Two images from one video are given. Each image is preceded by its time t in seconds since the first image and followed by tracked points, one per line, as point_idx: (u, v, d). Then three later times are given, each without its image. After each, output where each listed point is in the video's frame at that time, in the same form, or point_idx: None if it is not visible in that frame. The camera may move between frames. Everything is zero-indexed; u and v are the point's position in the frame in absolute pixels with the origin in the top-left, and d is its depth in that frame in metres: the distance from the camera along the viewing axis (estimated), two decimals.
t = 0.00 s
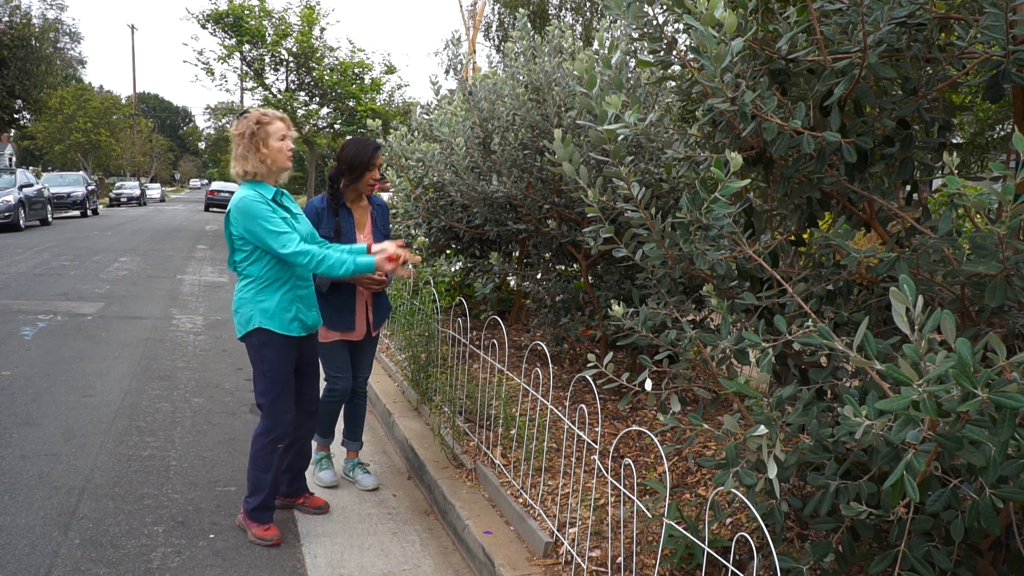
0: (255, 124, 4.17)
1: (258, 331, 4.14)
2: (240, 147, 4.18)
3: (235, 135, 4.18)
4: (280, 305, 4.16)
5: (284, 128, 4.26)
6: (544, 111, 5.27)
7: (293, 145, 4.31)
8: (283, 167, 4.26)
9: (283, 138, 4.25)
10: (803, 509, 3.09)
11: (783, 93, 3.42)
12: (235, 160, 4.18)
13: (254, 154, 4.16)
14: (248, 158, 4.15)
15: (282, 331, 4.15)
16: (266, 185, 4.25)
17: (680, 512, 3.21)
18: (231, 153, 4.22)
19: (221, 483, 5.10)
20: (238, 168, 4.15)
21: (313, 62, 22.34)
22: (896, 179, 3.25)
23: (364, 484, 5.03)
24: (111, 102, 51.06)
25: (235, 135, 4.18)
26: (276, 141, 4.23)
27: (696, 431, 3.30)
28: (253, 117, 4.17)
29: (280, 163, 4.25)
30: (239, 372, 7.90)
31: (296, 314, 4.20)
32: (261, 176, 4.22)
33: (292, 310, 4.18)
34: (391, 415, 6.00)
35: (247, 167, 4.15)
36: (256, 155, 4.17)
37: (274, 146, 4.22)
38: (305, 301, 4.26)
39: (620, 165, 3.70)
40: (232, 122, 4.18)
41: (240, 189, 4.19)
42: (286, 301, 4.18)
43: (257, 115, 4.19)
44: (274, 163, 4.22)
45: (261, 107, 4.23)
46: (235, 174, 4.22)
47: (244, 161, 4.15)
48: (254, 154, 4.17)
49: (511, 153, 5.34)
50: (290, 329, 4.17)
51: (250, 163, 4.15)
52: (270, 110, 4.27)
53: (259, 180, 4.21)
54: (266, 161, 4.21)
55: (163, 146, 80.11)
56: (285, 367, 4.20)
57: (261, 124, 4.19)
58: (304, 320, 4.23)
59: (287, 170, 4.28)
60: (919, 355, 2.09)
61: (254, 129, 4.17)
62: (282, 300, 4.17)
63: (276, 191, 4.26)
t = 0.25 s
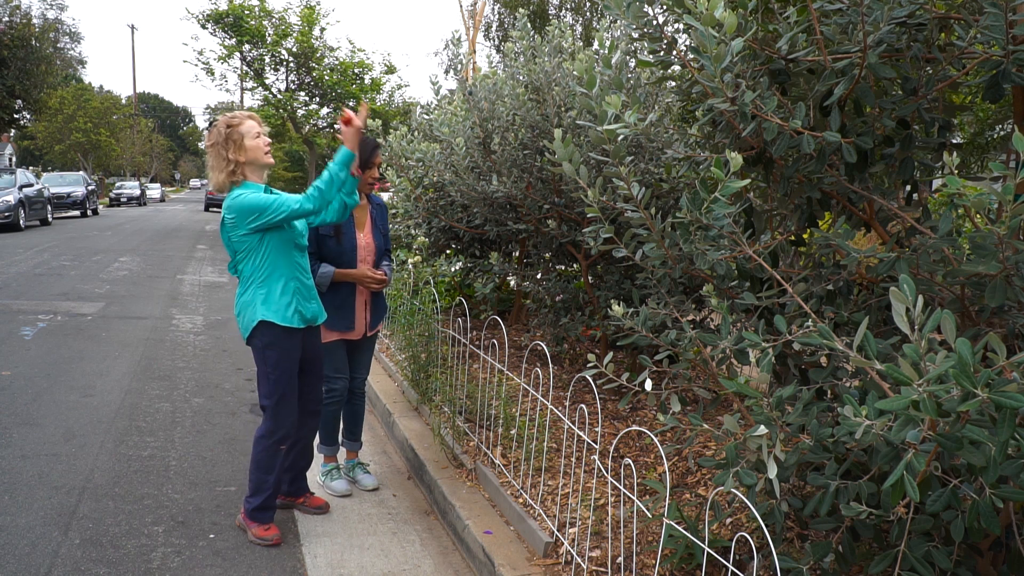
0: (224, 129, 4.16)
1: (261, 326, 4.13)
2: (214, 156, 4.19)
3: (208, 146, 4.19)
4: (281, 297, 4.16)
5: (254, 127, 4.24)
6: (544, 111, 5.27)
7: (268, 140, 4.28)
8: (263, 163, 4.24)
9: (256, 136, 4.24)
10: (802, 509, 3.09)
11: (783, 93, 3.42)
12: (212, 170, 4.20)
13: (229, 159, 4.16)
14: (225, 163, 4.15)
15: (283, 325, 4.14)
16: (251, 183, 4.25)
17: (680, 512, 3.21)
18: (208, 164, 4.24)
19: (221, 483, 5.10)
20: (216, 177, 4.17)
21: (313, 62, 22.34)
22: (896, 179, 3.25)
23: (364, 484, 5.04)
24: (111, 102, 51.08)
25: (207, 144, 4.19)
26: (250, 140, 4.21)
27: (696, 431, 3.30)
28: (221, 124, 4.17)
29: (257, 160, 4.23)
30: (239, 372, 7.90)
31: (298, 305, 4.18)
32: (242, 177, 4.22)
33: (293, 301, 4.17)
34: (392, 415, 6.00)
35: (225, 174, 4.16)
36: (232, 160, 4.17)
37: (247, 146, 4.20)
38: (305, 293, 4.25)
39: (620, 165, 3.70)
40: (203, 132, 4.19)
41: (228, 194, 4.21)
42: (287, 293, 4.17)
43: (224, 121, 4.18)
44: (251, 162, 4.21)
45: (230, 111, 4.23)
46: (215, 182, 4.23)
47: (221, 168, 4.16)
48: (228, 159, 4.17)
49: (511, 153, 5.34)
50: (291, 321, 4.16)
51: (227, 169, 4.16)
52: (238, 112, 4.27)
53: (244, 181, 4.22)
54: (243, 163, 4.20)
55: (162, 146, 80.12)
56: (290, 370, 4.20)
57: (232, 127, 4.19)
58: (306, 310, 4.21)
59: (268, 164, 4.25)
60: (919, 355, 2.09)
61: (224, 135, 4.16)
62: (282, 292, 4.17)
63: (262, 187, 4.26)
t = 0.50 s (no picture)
0: (210, 132, 4.17)
1: (257, 327, 4.13)
2: (201, 160, 4.19)
3: (194, 150, 4.19)
4: (277, 296, 4.16)
5: (240, 127, 4.24)
6: (544, 111, 5.27)
7: (254, 139, 4.28)
8: (251, 162, 4.24)
9: (242, 137, 4.23)
10: (802, 509, 3.09)
11: (783, 93, 3.42)
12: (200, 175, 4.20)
13: (217, 162, 4.16)
14: (212, 167, 4.16)
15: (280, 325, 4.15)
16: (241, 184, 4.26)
17: (680, 512, 3.21)
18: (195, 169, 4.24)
19: (221, 483, 5.10)
20: (205, 181, 4.17)
21: (313, 62, 22.34)
22: (896, 179, 3.26)
23: (364, 485, 5.04)
24: (111, 102, 51.09)
25: (194, 149, 4.19)
26: (236, 141, 4.21)
27: (696, 431, 3.30)
28: (206, 126, 4.17)
29: (243, 160, 4.23)
30: (239, 372, 7.90)
31: (293, 304, 4.19)
32: (231, 179, 4.23)
33: (289, 300, 4.18)
34: (391, 415, 6.00)
35: (213, 178, 4.17)
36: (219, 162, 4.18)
37: (234, 147, 4.20)
38: (301, 292, 4.26)
39: (620, 165, 3.70)
40: (188, 137, 4.19)
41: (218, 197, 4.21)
42: (282, 292, 4.18)
43: (209, 123, 4.18)
44: (239, 163, 4.22)
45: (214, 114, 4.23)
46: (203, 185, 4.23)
47: (209, 171, 4.16)
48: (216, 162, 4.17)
49: (511, 153, 5.34)
50: (288, 320, 4.17)
51: (215, 171, 4.16)
52: (222, 113, 4.27)
53: (233, 182, 4.23)
54: (231, 164, 4.20)
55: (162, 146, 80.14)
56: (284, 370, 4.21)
57: (217, 130, 4.18)
58: (302, 308, 4.23)
59: (256, 163, 4.26)
60: (919, 355, 2.09)
61: (210, 137, 4.16)
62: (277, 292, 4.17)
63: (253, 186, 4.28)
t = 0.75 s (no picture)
0: (211, 126, 4.17)
1: (248, 333, 4.13)
2: (199, 153, 4.20)
3: (195, 141, 4.21)
4: (268, 304, 4.17)
5: (243, 126, 4.23)
6: (544, 111, 5.27)
7: (255, 141, 4.26)
8: (247, 163, 4.22)
9: (243, 137, 4.22)
10: (802, 509, 3.09)
11: (783, 93, 3.42)
12: (196, 167, 4.21)
13: (212, 157, 4.16)
14: (206, 161, 4.16)
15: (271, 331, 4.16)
16: (240, 183, 4.23)
17: (680, 512, 3.21)
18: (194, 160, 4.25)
19: (221, 483, 5.10)
20: (199, 174, 4.17)
21: (313, 62, 22.34)
22: (896, 179, 3.26)
23: (364, 485, 5.04)
24: (111, 102, 51.09)
25: (195, 140, 4.20)
26: (236, 140, 4.21)
27: (696, 431, 3.30)
28: (208, 120, 4.18)
29: (240, 161, 4.21)
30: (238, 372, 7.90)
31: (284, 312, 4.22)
32: (226, 177, 4.21)
33: (280, 308, 4.20)
34: (391, 415, 6.00)
35: (205, 173, 4.16)
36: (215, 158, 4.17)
37: (233, 145, 4.19)
38: (291, 298, 4.28)
39: (620, 165, 3.70)
40: (192, 127, 4.22)
41: (212, 194, 4.19)
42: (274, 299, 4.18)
43: (212, 117, 4.19)
44: (234, 162, 4.20)
45: (221, 109, 4.24)
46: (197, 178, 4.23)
47: (203, 165, 4.16)
48: (212, 158, 4.17)
49: (511, 153, 5.33)
50: (278, 327, 4.20)
51: (209, 166, 4.15)
52: (229, 110, 4.27)
53: (227, 180, 4.20)
54: (227, 162, 4.19)
55: (162, 146, 80.14)
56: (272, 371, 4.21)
57: (219, 126, 4.19)
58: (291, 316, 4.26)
59: (252, 164, 4.23)
60: (919, 355, 2.09)
61: (211, 132, 4.17)
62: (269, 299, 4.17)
63: (250, 189, 4.26)
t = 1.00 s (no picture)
0: (237, 122, 4.18)
1: (237, 336, 4.07)
2: (218, 142, 4.20)
3: (218, 130, 4.20)
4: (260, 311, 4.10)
5: (267, 131, 4.25)
6: (545, 111, 5.27)
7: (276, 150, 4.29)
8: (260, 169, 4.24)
9: (263, 141, 4.26)
10: (803, 509, 3.09)
11: (783, 93, 3.42)
12: (211, 155, 4.20)
13: (229, 152, 4.16)
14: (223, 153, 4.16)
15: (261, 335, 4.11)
16: (248, 185, 4.18)
17: (680, 512, 3.21)
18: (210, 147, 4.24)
19: (221, 483, 5.10)
20: (212, 164, 4.16)
21: (313, 62, 22.34)
22: (896, 179, 3.26)
23: (364, 485, 5.04)
24: (111, 102, 51.10)
25: (217, 129, 4.20)
26: (256, 143, 4.24)
27: (696, 431, 3.30)
28: (236, 114, 4.19)
29: (253, 166, 4.23)
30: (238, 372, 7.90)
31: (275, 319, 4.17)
32: (237, 174, 4.21)
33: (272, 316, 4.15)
34: (391, 415, 6.00)
35: (217, 164, 4.16)
36: (231, 153, 4.18)
37: (252, 147, 4.21)
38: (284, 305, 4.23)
39: (620, 165, 3.70)
40: (218, 113, 4.21)
41: (218, 186, 4.15)
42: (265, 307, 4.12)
43: (241, 113, 4.20)
44: (249, 163, 4.22)
45: (251, 105, 4.26)
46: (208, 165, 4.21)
47: (219, 156, 4.16)
48: (228, 153, 4.17)
49: (511, 153, 5.33)
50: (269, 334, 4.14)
51: (225, 159, 4.15)
52: (259, 111, 4.29)
53: (235, 178, 4.18)
54: (241, 161, 4.20)
55: (162, 146, 80.14)
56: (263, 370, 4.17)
57: (245, 123, 4.21)
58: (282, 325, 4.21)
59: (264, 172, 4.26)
60: (919, 355, 2.09)
61: (235, 126, 4.18)
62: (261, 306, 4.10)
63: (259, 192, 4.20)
